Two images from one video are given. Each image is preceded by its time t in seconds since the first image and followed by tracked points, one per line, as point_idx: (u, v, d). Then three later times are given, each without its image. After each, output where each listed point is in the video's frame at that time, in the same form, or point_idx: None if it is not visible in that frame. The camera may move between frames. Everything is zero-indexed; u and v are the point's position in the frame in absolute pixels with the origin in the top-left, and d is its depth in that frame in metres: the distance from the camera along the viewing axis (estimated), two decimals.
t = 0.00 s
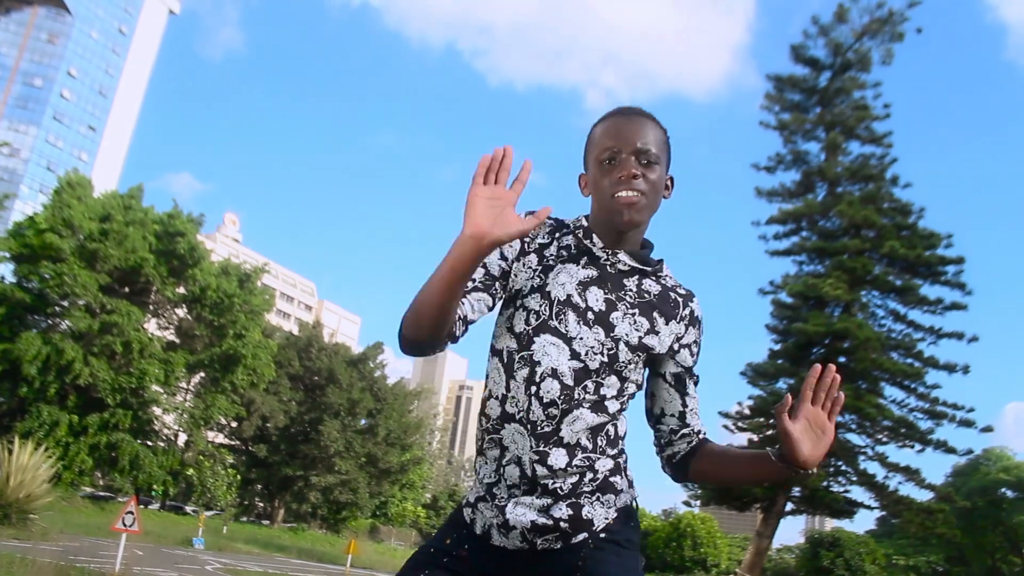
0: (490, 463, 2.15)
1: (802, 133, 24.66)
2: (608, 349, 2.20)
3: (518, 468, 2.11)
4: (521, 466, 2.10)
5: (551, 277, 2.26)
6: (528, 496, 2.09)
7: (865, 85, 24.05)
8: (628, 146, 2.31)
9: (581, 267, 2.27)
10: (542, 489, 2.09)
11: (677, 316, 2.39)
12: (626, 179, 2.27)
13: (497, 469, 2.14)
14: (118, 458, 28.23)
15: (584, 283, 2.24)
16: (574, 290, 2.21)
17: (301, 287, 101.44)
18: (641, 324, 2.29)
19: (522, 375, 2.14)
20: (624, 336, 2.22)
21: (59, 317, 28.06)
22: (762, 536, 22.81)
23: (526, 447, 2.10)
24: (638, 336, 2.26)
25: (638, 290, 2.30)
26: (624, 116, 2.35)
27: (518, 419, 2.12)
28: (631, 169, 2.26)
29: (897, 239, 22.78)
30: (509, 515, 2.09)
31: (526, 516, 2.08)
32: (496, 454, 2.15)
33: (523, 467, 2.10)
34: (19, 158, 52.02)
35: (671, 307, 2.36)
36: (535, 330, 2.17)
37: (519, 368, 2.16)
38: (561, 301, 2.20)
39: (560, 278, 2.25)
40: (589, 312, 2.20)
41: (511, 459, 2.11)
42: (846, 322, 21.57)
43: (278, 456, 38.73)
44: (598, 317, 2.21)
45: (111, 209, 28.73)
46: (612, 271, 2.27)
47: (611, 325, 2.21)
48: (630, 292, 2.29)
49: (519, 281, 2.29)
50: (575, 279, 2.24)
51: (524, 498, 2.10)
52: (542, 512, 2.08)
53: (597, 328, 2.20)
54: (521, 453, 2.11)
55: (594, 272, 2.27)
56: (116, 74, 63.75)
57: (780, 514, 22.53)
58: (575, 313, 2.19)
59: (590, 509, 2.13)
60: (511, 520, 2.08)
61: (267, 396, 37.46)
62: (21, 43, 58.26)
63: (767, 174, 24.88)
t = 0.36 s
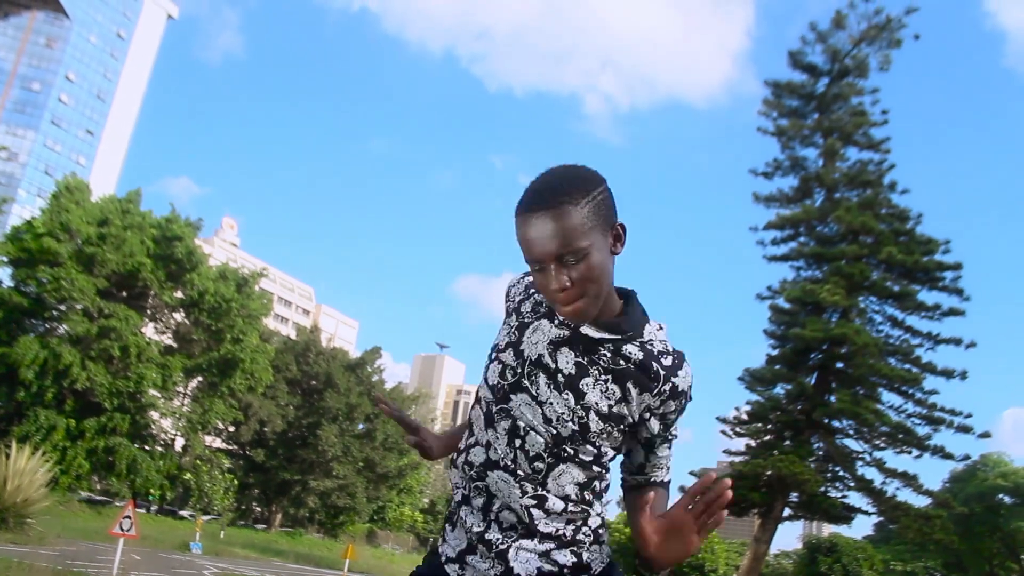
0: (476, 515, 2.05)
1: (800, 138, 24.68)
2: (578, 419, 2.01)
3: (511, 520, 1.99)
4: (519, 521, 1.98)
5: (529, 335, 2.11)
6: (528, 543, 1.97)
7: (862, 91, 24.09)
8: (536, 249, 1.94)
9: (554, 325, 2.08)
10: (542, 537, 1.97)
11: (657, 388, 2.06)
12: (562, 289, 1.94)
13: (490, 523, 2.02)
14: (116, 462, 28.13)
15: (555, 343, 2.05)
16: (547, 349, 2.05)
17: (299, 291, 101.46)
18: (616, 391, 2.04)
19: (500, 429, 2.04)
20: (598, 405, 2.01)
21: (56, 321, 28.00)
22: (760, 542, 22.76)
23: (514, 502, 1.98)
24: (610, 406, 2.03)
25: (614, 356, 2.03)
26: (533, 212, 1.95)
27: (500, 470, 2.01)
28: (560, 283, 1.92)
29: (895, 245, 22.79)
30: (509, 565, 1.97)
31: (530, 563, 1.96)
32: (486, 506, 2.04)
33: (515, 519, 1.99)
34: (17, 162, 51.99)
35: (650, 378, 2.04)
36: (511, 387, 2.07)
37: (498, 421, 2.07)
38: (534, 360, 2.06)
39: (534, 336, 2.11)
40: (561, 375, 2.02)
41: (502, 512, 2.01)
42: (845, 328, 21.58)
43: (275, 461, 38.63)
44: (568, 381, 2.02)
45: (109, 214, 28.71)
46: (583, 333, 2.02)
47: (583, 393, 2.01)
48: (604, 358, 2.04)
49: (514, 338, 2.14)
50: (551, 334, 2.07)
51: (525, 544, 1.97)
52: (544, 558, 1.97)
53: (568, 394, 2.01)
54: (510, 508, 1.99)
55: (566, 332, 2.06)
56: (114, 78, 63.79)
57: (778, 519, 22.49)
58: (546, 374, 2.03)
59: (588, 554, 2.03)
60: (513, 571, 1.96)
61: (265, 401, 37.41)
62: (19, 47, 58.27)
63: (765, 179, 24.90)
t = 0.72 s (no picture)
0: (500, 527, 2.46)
1: (803, 136, 24.65)
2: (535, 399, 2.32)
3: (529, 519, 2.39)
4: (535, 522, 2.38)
5: (471, 368, 2.43)
6: (545, 534, 2.37)
7: (866, 89, 24.04)
8: (501, 213, 2.40)
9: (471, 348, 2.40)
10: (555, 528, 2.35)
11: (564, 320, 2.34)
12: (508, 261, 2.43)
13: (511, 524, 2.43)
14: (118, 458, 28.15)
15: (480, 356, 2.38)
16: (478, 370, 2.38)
17: (302, 288, 101.42)
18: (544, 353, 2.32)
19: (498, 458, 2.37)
20: (541, 367, 2.30)
21: (59, 316, 28.07)
22: (762, 539, 22.76)
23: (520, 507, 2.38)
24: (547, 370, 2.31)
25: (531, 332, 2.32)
26: (478, 188, 2.44)
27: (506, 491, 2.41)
28: (516, 252, 2.46)
29: (898, 243, 22.77)
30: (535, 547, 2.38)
31: (549, 545, 2.36)
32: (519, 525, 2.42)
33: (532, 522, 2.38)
34: (20, 158, 51.89)
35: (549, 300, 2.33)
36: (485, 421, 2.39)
37: (497, 454, 2.40)
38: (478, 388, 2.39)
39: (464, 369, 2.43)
40: (500, 376, 2.35)
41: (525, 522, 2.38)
42: (847, 326, 21.58)
43: (278, 457, 38.56)
44: (512, 371, 2.32)
45: (111, 209, 28.70)
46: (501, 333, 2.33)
47: (524, 367, 2.32)
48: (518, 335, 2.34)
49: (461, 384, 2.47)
50: (478, 366, 2.40)
51: (544, 535, 2.38)
52: (561, 541, 2.37)
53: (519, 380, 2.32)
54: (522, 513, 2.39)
55: (485, 343, 2.37)
56: (118, 73, 63.87)
57: (780, 517, 22.51)
58: (495, 387, 2.35)
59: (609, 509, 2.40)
60: (538, 551, 2.36)
61: (268, 397, 37.35)
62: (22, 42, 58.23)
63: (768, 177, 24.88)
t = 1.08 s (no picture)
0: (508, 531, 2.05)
1: (803, 134, 24.65)
2: (601, 414, 2.05)
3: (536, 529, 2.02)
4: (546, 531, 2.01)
5: (531, 351, 2.05)
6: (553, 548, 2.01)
7: (866, 88, 24.04)
8: (627, 188, 2.19)
9: (562, 335, 2.07)
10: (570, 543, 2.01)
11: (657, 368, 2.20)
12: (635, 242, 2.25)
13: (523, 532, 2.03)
14: (117, 455, 28.16)
15: (569, 352, 2.04)
16: (561, 359, 2.03)
17: (301, 286, 101.42)
18: (628, 378, 2.11)
19: (518, 456, 1.99)
20: (617, 397, 2.06)
21: (59, 314, 28.06)
22: (761, 537, 22.77)
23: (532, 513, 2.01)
24: (627, 394, 2.09)
25: (622, 348, 2.12)
26: (595, 167, 2.20)
27: (522, 496, 2.01)
28: (643, 231, 2.27)
29: (898, 241, 22.76)
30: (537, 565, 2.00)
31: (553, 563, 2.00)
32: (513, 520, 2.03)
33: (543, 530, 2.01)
34: (19, 155, 51.86)
35: (656, 354, 2.19)
36: (524, 409, 2.00)
37: (513, 447, 2.01)
38: (547, 373, 2.02)
39: (538, 348, 2.06)
40: (578, 381, 2.03)
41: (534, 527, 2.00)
42: (847, 324, 21.59)
43: (277, 455, 38.55)
44: (588, 383, 2.04)
45: (110, 207, 28.66)
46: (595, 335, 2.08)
47: (602, 388, 2.05)
48: (613, 353, 2.10)
49: (498, 360, 2.07)
50: (559, 349, 2.04)
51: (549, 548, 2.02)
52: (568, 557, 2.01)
53: (590, 394, 2.03)
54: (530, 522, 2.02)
55: (577, 339, 2.08)
56: (117, 70, 63.84)
57: (778, 515, 22.52)
58: (565, 385, 2.01)
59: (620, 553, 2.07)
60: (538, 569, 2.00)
61: (267, 394, 37.37)
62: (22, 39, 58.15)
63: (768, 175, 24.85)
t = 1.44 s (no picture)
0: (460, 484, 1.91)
1: (800, 137, 24.68)
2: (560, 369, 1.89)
3: (493, 493, 1.85)
4: (502, 494, 1.84)
5: (511, 306, 2.03)
6: (515, 512, 1.83)
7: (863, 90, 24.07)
8: (604, 156, 2.12)
9: (534, 286, 2.01)
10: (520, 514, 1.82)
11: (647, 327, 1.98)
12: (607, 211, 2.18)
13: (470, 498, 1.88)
14: (114, 455, 28.15)
15: (532, 302, 1.98)
16: (525, 309, 1.97)
17: (299, 287, 101.37)
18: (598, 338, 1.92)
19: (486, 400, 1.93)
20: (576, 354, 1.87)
21: (55, 313, 28.02)
22: (757, 540, 22.73)
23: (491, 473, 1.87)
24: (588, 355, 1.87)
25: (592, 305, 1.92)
26: (573, 131, 2.14)
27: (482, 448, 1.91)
28: (614, 201, 2.19)
29: (895, 244, 22.78)
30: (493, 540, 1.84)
31: (518, 533, 1.83)
32: (476, 468, 1.90)
33: (498, 491, 1.85)
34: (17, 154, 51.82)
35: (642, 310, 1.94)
36: (494, 358, 1.96)
37: (485, 395, 1.95)
38: (514, 325, 1.96)
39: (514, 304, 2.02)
40: (539, 330, 1.93)
41: (491, 477, 1.86)
42: (844, 327, 21.60)
43: (274, 455, 38.58)
44: (546, 332, 1.92)
45: (107, 207, 28.61)
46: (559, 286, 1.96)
47: (558, 340, 1.90)
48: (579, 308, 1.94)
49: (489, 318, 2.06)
50: (526, 303, 1.98)
51: (514, 515, 1.83)
52: (532, 531, 1.83)
53: (548, 345, 1.90)
54: (499, 474, 1.86)
55: (542, 290, 1.99)
56: (116, 70, 63.84)
57: (776, 517, 22.55)
58: (527, 334, 1.93)
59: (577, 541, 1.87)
60: (499, 542, 1.83)
61: (263, 395, 37.33)
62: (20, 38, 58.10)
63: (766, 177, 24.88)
